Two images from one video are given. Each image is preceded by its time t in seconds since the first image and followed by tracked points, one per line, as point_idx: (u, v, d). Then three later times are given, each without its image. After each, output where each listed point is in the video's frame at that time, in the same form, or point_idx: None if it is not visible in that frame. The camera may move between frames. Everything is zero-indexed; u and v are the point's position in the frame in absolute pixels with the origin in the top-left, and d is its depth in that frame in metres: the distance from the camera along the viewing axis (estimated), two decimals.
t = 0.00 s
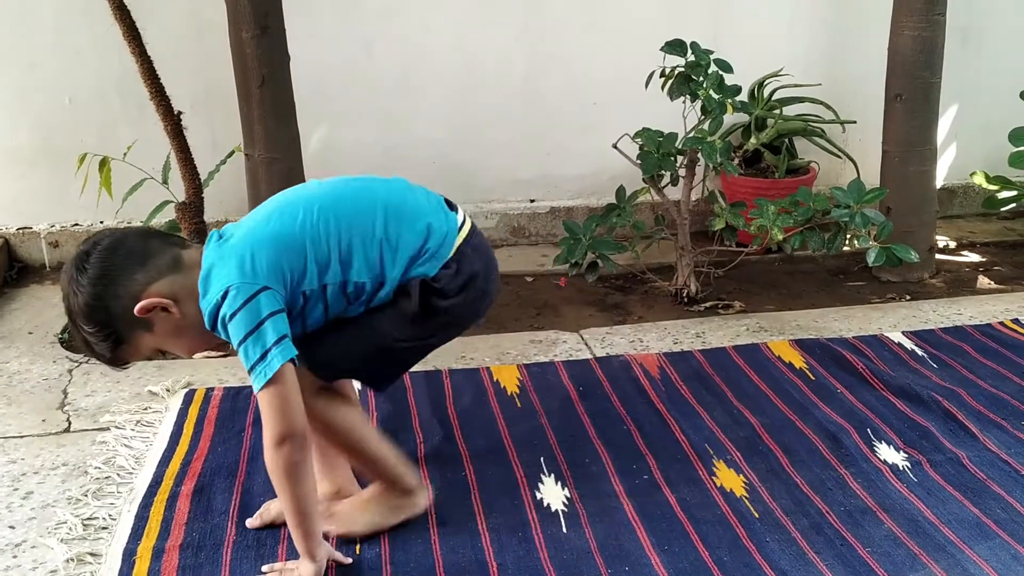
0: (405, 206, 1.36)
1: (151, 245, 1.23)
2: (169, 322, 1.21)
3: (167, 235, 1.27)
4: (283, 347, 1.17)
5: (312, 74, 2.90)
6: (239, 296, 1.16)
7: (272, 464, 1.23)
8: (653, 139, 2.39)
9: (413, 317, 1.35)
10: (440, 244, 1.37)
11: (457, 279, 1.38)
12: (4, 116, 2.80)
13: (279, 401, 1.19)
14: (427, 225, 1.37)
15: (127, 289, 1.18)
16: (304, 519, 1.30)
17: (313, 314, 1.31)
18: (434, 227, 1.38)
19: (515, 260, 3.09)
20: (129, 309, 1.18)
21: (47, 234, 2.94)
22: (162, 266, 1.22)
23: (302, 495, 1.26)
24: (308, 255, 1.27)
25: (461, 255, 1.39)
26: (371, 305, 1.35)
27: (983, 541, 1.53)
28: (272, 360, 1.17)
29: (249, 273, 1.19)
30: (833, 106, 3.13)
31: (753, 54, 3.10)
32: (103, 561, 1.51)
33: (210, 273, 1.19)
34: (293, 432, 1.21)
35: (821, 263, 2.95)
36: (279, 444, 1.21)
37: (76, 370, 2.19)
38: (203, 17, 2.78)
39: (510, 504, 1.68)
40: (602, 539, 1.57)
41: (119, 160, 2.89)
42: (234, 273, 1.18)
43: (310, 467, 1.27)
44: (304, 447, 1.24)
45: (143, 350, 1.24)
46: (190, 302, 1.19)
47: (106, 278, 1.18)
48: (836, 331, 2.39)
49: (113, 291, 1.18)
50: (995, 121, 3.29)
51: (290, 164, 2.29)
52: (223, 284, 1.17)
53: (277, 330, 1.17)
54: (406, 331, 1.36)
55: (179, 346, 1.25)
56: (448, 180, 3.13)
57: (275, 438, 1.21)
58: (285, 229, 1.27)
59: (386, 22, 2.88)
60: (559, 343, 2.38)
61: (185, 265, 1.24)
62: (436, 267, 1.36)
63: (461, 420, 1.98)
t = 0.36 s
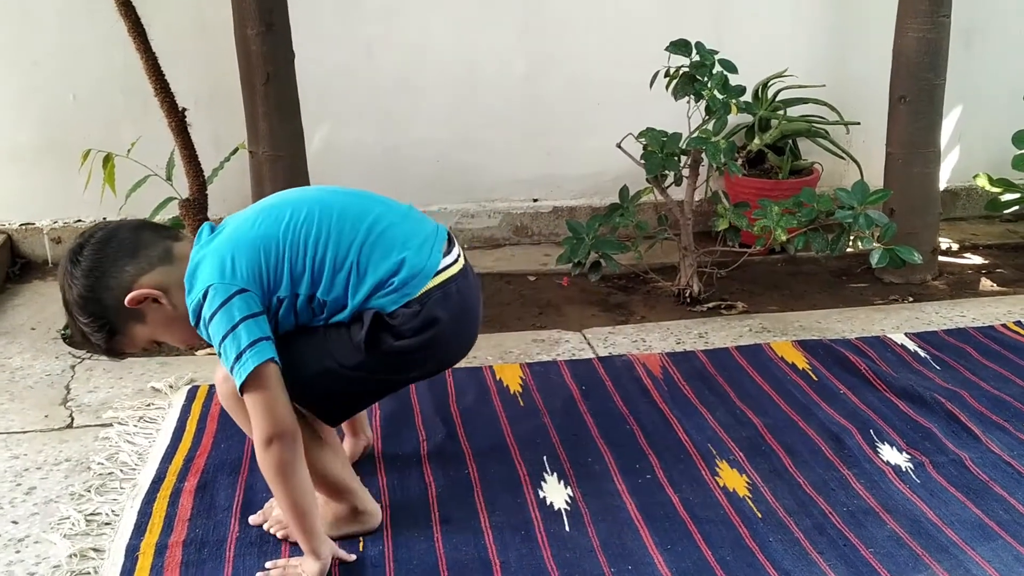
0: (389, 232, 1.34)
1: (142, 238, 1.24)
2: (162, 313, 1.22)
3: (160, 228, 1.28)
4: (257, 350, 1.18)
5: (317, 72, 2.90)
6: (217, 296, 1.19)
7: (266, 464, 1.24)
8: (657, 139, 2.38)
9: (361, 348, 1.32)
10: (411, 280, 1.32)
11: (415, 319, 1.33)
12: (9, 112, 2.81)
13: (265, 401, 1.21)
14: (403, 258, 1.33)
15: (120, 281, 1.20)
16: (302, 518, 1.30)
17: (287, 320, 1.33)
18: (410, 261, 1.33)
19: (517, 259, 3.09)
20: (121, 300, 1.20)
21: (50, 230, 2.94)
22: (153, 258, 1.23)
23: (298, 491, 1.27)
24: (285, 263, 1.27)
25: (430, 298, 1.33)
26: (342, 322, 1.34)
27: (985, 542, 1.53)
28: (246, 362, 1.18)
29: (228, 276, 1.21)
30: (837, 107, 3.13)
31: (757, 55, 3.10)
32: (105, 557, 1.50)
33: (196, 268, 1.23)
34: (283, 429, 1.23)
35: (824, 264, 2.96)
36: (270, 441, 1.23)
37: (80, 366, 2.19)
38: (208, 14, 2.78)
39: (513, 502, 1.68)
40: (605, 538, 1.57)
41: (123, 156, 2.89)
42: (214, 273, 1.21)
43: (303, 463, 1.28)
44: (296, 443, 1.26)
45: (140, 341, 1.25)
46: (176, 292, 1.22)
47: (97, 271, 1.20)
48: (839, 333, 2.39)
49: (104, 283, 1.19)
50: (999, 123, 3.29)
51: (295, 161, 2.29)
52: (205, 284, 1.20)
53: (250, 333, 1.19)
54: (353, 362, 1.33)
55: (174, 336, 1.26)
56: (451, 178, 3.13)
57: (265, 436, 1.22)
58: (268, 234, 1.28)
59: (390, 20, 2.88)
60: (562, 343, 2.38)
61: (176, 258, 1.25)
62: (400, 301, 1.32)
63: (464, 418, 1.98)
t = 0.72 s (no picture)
0: (397, 214, 1.34)
1: (154, 220, 1.26)
2: (172, 295, 1.24)
3: (171, 212, 1.30)
4: (266, 337, 1.20)
5: (326, 70, 2.91)
6: (226, 284, 1.20)
7: (274, 447, 1.26)
8: (664, 143, 2.39)
9: (372, 328, 1.32)
10: (422, 261, 1.33)
11: (427, 297, 1.33)
12: (18, 104, 2.82)
13: (273, 385, 1.22)
14: (414, 239, 1.33)
15: (131, 262, 1.21)
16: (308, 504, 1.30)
17: (296, 304, 1.33)
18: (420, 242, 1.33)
19: (522, 260, 3.10)
20: (131, 281, 1.21)
21: (57, 222, 2.94)
22: (163, 240, 1.24)
23: (305, 475, 1.28)
24: (293, 246, 1.28)
25: (440, 277, 1.34)
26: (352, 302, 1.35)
27: (985, 551, 1.54)
28: (255, 349, 1.20)
29: (236, 263, 1.21)
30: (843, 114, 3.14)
31: (764, 61, 3.11)
32: (110, 549, 1.51)
33: (204, 255, 1.23)
34: (293, 412, 1.24)
35: (828, 271, 2.96)
36: (279, 424, 1.24)
37: (86, 359, 2.20)
38: (219, 11, 2.79)
39: (516, 503, 1.69)
40: (607, 540, 1.58)
41: (132, 151, 2.90)
42: (222, 261, 1.21)
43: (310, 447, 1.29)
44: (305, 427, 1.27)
45: (149, 324, 1.27)
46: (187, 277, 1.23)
47: (109, 252, 1.21)
48: (842, 340, 2.40)
49: (115, 264, 1.21)
50: (1004, 134, 3.30)
51: (303, 159, 2.30)
52: (213, 272, 1.21)
53: (259, 321, 1.20)
54: (364, 342, 1.34)
55: (183, 319, 1.27)
56: (458, 178, 3.14)
57: (274, 419, 1.24)
58: (276, 219, 1.28)
59: (400, 20, 2.89)
60: (566, 344, 2.38)
61: (185, 241, 1.27)
62: (411, 281, 1.33)
63: (468, 418, 1.99)
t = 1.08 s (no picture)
0: (373, 132, 1.30)
1: (143, 180, 1.28)
2: (170, 252, 1.26)
3: (158, 171, 1.32)
4: (248, 277, 1.19)
5: (330, 70, 2.92)
6: (207, 227, 1.20)
7: (256, 389, 1.27)
8: (665, 150, 2.40)
9: (376, 266, 1.28)
10: (407, 173, 1.28)
11: (421, 212, 1.28)
12: (23, 96, 2.82)
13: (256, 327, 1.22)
14: (394, 153, 1.29)
15: (126, 226, 1.24)
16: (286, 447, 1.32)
17: (290, 243, 1.30)
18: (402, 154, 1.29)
19: (521, 264, 3.10)
20: (128, 244, 1.23)
21: (58, 215, 2.95)
22: (155, 199, 1.26)
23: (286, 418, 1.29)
24: (273, 183, 1.26)
25: (431, 188, 1.29)
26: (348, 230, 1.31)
27: (975, 565, 1.55)
28: (239, 291, 1.19)
29: (216, 206, 1.21)
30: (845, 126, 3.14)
31: (768, 71, 3.12)
32: (103, 544, 1.52)
33: (189, 202, 1.24)
34: (275, 356, 1.25)
35: (826, 281, 2.97)
36: (260, 368, 1.25)
37: (83, 353, 2.21)
38: (224, 9, 2.80)
39: (508, 506, 1.69)
40: (598, 546, 1.58)
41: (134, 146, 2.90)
42: (202, 205, 1.22)
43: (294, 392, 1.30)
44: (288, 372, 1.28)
45: (155, 286, 1.29)
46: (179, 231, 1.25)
47: (103, 218, 1.24)
48: (838, 351, 2.41)
49: (110, 229, 1.23)
50: (1006, 148, 3.30)
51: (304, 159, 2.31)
52: (195, 217, 1.22)
53: (243, 261, 1.19)
54: (375, 284, 1.30)
55: (185, 275, 1.30)
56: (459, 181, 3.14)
57: (256, 361, 1.24)
58: (252, 159, 1.27)
59: (405, 22, 2.90)
60: (562, 349, 2.39)
61: (176, 197, 1.29)
62: (402, 198, 1.28)
63: (462, 421, 2.00)
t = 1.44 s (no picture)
0: (361, 115, 1.32)
1: (148, 159, 1.32)
2: (171, 228, 1.28)
3: (160, 150, 1.35)
4: (236, 260, 1.23)
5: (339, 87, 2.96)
6: (197, 209, 1.23)
7: (250, 368, 1.32)
8: (667, 175, 2.42)
9: (377, 263, 1.29)
10: (396, 155, 1.29)
11: (410, 196, 1.29)
12: (35, 106, 2.86)
13: (245, 306, 1.26)
14: (383, 135, 1.30)
15: (131, 202, 1.26)
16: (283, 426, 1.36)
17: (281, 223, 1.31)
18: (391, 137, 1.30)
19: (522, 282, 3.13)
20: (132, 219, 1.26)
21: (66, 224, 2.98)
22: (157, 175, 1.30)
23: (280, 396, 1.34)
24: (262, 161, 1.27)
25: (420, 172, 1.29)
26: (339, 212, 1.32)
27: None
28: (228, 273, 1.24)
29: (206, 187, 1.24)
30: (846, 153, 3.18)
31: (771, 98, 3.15)
32: (103, 554, 1.54)
33: (182, 183, 1.27)
34: (267, 338, 1.29)
35: (825, 308, 3.00)
36: (253, 350, 1.30)
37: (87, 362, 2.23)
38: (236, 25, 2.84)
39: (505, 526, 1.71)
40: (592, 567, 1.60)
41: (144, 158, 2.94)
42: (194, 185, 1.25)
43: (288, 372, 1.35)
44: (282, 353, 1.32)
45: (158, 263, 1.32)
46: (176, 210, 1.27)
47: (108, 194, 1.26)
48: (835, 377, 2.43)
49: (115, 204, 1.26)
50: (1005, 180, 3.33)
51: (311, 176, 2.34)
52: (186, 198, 1.25)
53: (231, 243, 1.23)
54: (380, 282, 1.30)
55: (186, 254, 1.32)
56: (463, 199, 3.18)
57: (249, 343, 1.29)
58: (242, 140, 1.29)
59: (414, 42, 2.94)
60: (562, 369, 2.41)
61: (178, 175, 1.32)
62: (391, 181, 1.29)
63: (461, 439, 2.02)
